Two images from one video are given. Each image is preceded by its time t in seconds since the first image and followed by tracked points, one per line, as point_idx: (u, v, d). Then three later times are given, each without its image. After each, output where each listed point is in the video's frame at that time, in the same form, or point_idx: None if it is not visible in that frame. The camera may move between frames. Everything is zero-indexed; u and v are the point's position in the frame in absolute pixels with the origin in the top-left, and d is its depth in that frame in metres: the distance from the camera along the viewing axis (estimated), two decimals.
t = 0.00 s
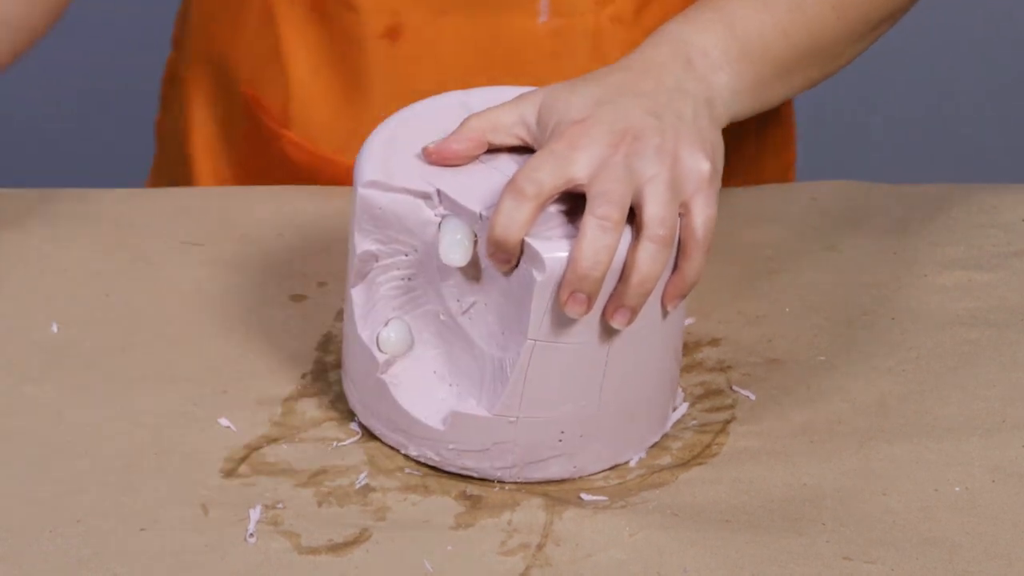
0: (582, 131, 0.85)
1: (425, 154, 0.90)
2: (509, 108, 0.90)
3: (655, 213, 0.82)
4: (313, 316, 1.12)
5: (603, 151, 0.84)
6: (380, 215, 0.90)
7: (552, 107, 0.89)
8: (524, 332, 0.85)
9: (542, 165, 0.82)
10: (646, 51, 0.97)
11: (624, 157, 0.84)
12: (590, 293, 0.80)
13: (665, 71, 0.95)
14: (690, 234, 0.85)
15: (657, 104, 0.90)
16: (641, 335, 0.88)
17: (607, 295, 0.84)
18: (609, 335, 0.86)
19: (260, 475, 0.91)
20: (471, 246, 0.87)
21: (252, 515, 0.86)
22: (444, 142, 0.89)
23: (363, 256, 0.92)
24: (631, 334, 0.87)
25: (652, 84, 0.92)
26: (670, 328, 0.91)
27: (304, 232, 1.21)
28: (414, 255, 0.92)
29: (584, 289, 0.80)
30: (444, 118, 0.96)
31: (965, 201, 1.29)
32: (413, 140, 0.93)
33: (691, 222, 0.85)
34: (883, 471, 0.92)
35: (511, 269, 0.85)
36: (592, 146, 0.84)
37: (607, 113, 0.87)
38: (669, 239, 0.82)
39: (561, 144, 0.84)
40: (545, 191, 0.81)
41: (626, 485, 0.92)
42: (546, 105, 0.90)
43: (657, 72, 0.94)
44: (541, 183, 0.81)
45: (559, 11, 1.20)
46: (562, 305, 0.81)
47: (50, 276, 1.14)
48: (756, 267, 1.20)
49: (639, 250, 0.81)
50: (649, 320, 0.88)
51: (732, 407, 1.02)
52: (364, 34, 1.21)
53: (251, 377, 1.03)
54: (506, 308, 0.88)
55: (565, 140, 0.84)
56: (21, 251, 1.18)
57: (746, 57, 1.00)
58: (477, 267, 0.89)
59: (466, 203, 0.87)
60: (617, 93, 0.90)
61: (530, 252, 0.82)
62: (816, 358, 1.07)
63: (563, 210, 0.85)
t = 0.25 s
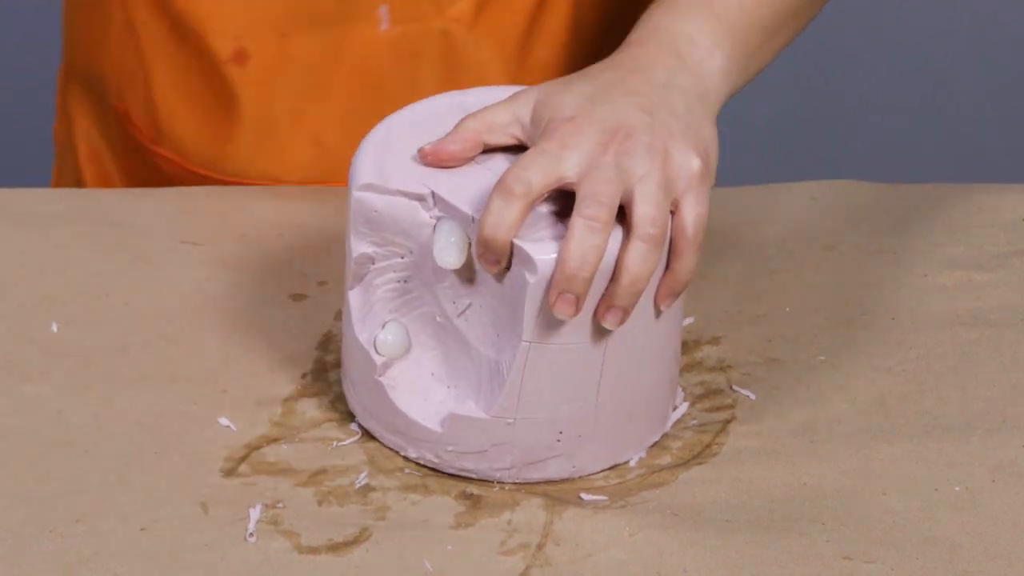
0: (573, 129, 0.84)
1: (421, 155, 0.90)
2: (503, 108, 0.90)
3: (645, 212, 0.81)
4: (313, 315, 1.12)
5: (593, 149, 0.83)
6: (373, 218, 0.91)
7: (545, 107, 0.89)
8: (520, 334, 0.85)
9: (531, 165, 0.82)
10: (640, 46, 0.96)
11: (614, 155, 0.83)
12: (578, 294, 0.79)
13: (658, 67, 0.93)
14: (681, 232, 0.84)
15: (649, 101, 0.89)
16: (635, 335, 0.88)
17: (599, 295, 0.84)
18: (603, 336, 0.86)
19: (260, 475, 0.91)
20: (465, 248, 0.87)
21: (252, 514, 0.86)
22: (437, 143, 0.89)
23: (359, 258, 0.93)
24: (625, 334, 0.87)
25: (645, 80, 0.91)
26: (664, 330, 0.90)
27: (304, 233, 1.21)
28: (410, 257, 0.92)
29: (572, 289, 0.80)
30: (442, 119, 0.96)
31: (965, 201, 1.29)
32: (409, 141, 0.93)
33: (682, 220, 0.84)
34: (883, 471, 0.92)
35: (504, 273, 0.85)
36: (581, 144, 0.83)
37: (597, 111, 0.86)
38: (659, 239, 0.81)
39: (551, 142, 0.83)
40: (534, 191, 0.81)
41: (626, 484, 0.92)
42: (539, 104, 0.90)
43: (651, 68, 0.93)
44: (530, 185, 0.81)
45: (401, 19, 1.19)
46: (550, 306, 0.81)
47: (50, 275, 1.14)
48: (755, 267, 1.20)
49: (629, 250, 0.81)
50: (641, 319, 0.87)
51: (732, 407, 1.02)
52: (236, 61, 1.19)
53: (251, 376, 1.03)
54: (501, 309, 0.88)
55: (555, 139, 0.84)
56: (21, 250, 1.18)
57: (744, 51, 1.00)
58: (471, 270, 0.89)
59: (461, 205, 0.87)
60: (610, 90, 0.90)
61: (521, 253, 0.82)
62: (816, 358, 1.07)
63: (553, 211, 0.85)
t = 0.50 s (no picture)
0: (561, 127, 0.84)
1: (412, 160, 0.90)
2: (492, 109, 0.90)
3: (635, 209, 0.80)
4: (313, 315, 1.12)
5: (580, 147, 0.82)
6: (364, 225, 0.91)
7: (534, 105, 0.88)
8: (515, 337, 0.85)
9: (520, 164, 0.81)
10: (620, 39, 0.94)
11: (603, 152, 0.82)
12: (572, 294, 0.79)
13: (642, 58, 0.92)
14: (670, 227, 0.83)
15: (635, 95, 0.88)
16: (630, 336, 0.88)
17: (592, 295, 0.84)
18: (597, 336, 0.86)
19: (260, 474, 0.91)
20: (458, 252, 0.87)
21: (252, 513, 0.86)
22: (427, 148, 0.89)
23: (352, 266, 0.93)
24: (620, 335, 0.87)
25: (631, 74, 0.90)
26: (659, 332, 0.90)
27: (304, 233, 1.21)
28: (404, 262, 0.93)
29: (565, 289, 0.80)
30: (431, 122, 0.96)
31: (965, 200, 1.29)
32: (397, 143, 0.94)
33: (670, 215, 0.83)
34: (884, 471, 0.92)
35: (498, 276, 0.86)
36: (569, 143, 0.82)
37: (584, 108, 0.86)
38: (650, 236, 0.80)
39: (539, 141, 0.83)
40: (524, 190, 0.80)
41: (626, 484, 0.92)
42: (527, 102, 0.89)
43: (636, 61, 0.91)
44: (520, 185, 0.80)
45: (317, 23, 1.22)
46: (544, 307, 0.80)
47: (50, 274, 1.14)
48: (755, 267, 1.20)
49: (621, 248, 0.80)
50: (633, 317, 0.87)
51: (732, 407, 1.02)
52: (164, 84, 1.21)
53: (251, 376, 1.03)
54: (495, 313, 0.88)
55: (544, 137, 0.83)
56: (21, 249, 1.18)
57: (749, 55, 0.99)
58: (464, 274, 0.89)
59: (453, 207, 0.87)
60: (596, 85, 0.88)
61: (513, 257, 0.83)
62: (816, 358, 1.07)
63: (543, 214, 0.85)
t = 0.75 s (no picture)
0: (564, 127, 0.83)
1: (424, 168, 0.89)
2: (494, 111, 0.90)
3: (638, 212, 0.80)
4: (313, 315, 1.12)
5: (584, 148, 0.82)
6: (365, 224, 0.91)
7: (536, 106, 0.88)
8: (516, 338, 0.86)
9: (525, 165, 0.81)
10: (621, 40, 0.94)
11: (607, 153, 0.82)
12: (574, 297, 0.79)
13: (643, 60, 0.91)
14: (672, 229, 0.83)
15: (637, 96, 0.87)
16: (630, 337, 0.88)
17: (594, 297, 0.84)
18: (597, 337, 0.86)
19: (260, 474, 0.91)
20: (460, 252, 0.87)
21: (252, 513, 0.86)
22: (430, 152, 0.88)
23: (353, 265, 0.93)
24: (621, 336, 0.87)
25: (633, 74, 0.90)
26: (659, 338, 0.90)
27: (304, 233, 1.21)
28: (405, 263, 0.93)
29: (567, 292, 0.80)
30: (432, 122, 0.96)
31: (965, 200, 1.29)
32: (398, 145, 0.94)
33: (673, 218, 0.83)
34: (884, 471, 0.92)
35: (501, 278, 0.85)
36: (573, 143, 0.82)
37: (587, 108, 0.85)
38: (652, 238, 0.80)
39: (542, 141, 0.83)
40: (528, 191, 0.80)
41: (626, 484, 0.92)
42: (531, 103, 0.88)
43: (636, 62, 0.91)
44: (524, 186, 0.80)
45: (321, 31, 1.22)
46: (546, 309, 0.81)
47: (50, 275, 1.14)
48: (755, 267, 1.20)
49: (623, 250, 0.80)
50: (636, 318, 0.87)
51: (732, 407, 1.02)
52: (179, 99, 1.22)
53: (252, 376, 1.03)
54: (496, 313, 0.88)
55: (547, 138, 0.83)
56: (21, 249, 1.18)
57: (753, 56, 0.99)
58: (466, 275, 0.89)
59: (456, 211, 0.86)
60: (597, 85, 0.88)
61: (516, 259, 0.83)
62: (816, 358, 1.07)
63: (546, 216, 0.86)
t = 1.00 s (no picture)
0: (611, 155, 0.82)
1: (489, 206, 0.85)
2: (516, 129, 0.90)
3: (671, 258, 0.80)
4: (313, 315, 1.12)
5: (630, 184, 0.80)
6: (358, 225, 0.90)
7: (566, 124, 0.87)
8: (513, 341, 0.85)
9: (572, 198, 0.79)
10: (656, 44, 0.95)
11: (651, 191, 0.81)
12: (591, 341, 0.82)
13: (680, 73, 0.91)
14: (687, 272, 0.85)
15: (677, 122, 0.86)
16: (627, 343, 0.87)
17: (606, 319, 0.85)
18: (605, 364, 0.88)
19: (260, 473, 0.91)
20: (458, 256, 0.87)
21: (252, 513, 0.86)
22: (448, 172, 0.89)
23: (352, 268, 0.92)
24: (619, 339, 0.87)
25: (668, 93, 0.89)
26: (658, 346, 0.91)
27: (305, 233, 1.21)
28: (402, 267, 0.92)
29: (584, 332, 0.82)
30: (430, 124, 0.96)
31: (965, 200, 1.29)
32: (397, 147, 0.93)
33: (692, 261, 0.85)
34: (884, 471, 0.92)
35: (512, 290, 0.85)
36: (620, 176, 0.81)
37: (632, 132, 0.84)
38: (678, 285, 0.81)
39: (589, 171, 0.81)
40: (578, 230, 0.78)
41: (626, 484, 0.92)
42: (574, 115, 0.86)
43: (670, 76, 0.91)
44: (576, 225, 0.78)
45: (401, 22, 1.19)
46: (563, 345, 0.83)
47: (50, 275, 1.14)
48: (755, 267, 1.20)
49: (648, 294, 0.81)
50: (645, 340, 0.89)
51: (732, 406, 1.02)
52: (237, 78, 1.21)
53: (252, 376, 1.03)
54: (493, 317, 0.88)
55: (595, 166, 0.81)
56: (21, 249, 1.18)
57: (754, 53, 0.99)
58: (463, 278, 0.89)
59: (453, 218, 0.86)
60: (638, 102, 0.87)
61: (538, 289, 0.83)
62: (816, 358, 1.07)
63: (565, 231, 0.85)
